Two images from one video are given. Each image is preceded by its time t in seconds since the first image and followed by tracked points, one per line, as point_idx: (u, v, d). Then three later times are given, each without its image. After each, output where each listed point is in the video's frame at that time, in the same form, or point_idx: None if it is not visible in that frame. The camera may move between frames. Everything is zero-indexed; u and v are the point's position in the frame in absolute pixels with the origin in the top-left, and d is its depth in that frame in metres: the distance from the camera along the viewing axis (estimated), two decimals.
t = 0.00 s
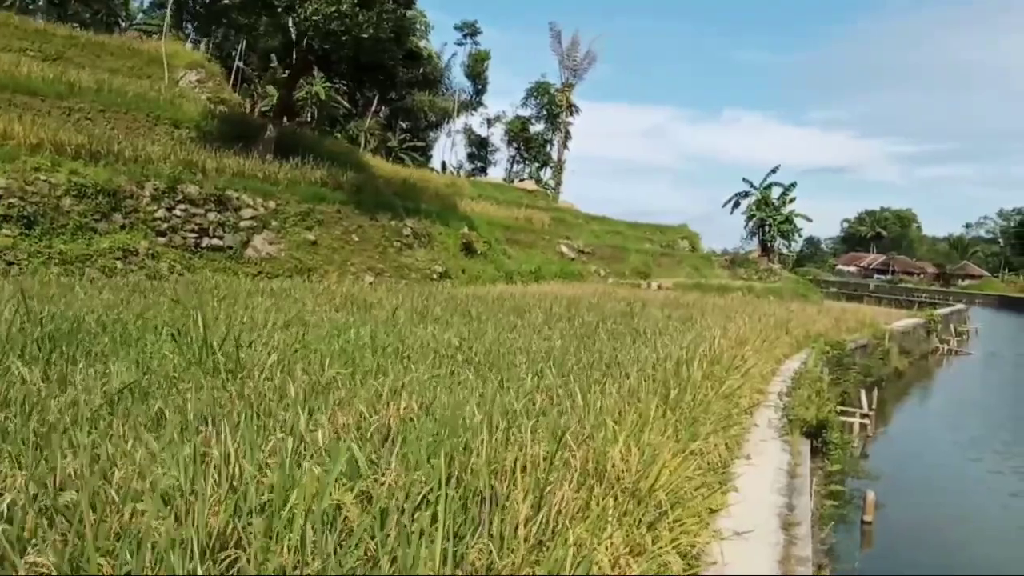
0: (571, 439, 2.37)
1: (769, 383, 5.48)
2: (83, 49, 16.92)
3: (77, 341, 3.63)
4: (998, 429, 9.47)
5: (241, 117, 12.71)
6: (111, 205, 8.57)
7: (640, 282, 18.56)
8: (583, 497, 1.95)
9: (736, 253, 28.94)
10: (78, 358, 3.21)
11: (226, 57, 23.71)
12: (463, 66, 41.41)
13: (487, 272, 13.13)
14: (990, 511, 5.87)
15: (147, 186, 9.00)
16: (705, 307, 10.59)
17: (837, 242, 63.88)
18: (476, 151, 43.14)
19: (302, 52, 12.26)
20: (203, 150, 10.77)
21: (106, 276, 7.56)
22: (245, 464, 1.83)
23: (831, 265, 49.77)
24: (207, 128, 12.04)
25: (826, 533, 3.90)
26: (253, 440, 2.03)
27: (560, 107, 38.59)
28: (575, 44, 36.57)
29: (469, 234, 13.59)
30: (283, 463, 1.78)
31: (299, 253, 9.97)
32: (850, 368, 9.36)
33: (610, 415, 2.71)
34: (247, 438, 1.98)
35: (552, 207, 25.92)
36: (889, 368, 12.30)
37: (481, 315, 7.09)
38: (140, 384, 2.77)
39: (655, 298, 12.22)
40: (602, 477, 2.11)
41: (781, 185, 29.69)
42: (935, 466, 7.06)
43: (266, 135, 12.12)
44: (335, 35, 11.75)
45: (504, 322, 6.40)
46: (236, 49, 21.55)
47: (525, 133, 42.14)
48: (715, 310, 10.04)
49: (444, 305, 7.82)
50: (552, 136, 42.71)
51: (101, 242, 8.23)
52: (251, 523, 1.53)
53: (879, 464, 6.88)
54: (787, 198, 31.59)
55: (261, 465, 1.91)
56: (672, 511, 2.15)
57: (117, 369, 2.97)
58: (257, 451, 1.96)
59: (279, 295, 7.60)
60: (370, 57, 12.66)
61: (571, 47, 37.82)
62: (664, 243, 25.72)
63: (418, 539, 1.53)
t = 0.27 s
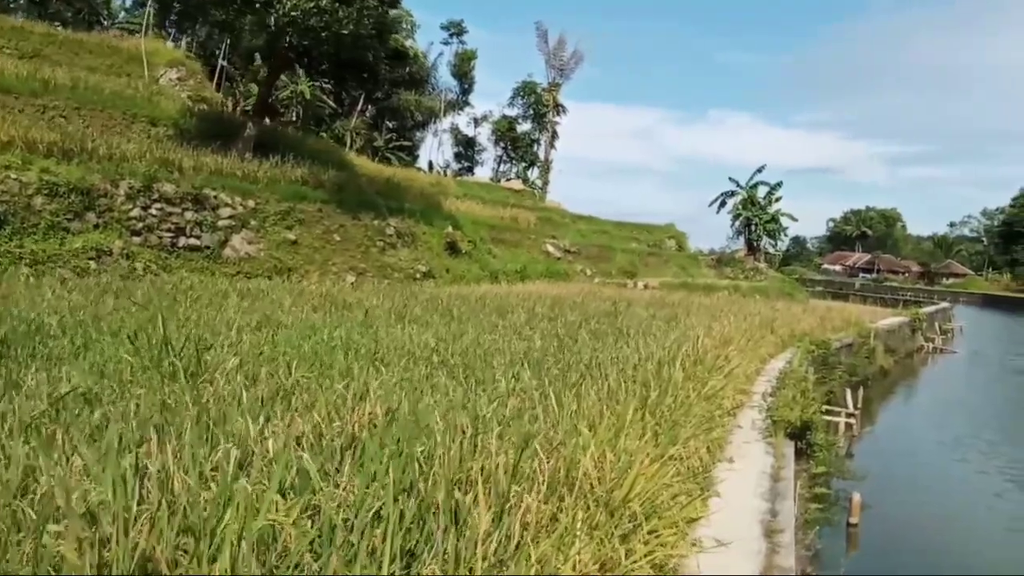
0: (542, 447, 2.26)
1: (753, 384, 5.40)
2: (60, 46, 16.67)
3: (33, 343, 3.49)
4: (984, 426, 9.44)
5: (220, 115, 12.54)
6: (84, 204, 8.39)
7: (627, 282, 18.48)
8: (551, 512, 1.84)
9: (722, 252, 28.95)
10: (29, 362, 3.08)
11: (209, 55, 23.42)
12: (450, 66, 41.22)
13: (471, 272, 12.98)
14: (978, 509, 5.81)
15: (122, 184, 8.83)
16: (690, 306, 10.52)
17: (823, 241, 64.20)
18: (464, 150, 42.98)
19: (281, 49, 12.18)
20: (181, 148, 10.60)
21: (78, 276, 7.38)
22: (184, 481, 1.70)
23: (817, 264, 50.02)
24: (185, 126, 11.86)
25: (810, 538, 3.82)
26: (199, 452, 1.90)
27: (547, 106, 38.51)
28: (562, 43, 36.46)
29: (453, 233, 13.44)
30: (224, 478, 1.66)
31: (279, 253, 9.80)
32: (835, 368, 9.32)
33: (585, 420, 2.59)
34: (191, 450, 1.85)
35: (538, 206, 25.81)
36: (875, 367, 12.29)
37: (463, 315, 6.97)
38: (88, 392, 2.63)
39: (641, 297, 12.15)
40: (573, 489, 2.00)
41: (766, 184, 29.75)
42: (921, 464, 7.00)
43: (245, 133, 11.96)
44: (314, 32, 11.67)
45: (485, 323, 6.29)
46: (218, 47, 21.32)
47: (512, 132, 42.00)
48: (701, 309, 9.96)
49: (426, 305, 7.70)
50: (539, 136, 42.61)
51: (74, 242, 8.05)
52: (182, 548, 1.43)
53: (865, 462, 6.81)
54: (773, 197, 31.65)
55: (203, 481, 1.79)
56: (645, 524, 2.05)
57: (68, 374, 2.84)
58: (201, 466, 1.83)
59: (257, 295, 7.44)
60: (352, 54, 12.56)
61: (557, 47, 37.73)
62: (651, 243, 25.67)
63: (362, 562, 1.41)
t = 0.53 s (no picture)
0: (518, 455, 2.16)
1: (739, 384, 5.33)
2: (39, 41, 16.38)
3: None
4: (969, 425, 9.43)
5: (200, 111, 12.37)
6: (58, 202, 8.21)
7: (614, 281, 18.40)
8: (525, 526, 1.74)
9: (709, 252, 28.95)
10: None
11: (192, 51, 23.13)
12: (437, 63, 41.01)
13: (457, 270, 12.84)
14: (965, 506, 5.76)
15: (97, 181, 8.66)
16: (677, 306, 10.45)
17: (809, 240, 64.49)
18: (451, 148, 42.79)
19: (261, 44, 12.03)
20: (159, 145, 10.43)
21: (50, 275, 7.20)
22: (127, 502, 1.59)
23: (803, 263, 50.21)
24: (165, 123, 11.68)
25: (795, 542, 3.74)
26: (150, 468, 1.79)
27: (534, 104, 38.39)
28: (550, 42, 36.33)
29: (438, 232, 13.29)
30: (170, 498, 1.54)
31: (259, 251, 9.64)
32: (822, 367, 9.27)
33: (565, 426, 2.50)
34: (140, 466, 1.74)
35: (525, 205, 25.69)
36: (861, 366, 12.28)
37: (446, 315, 6.85)
38: (41, 400, 2.50)
39: (628, 296, 12.06)
40: (548, 500, 1.91)
41: (753, 183, 29.77)
42: (907, 462, 6.96)
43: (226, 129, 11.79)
44: (294, 26, 11.60)
45: (468, 323, 6.18)
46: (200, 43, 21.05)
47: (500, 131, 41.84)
48: (687, 309, 9.89)
49: (408, 305, 7.57)
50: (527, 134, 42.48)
51: (47, 240, 7.86)
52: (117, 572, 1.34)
53: (852, 462, 6.76)
54: (760, 196, 31.69)
55: (152, 500, 1.67)
56: (624, 536, 1.95)
57: (24, 379, 2.72)
58: (150, 484, 1.72)
59: (235, 294, 7.28)
60: (333, 49, 12.44)
61: (545, 45, 37.60)
62: (638, 242, 25.62)
63: None
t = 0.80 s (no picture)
0: (488, 474, 2.02)
1: (722, 385, 5.24)
2: (9, 33, 16.01)
3: None
4: (950, 423, 9.41)
5: (175, 106, 12.13)
6: (24, 197, 7.97)
7: (596, 278, 18.31)
8: (490, 553, 1.61)
9: (691, 249, 28.95)
10: None
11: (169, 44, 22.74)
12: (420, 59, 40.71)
13: (438, 268, 12.66)
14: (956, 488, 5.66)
15: (66, 176, 8.43)
16: (659, 304, 10.37)
17: (791, 237, 64.87)
18: (434, 145, 42.52)
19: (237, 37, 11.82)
20: (132, 139, 10.19)
21: (14, 273, 6.97)
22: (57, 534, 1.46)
23: (785, 261, 50.47)
24: (138, 117, 11.43)
25: (778, 549, 3.65)
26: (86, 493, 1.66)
27: (518, 101, 38.21)
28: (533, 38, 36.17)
29: (419, 229, 13.10)
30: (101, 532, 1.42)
31: (234, 248, 9.44)
32: (804, 366, 9.22)
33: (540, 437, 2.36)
34: (74, 492, 1.61)
35: (508, 202, 25.52)
36: (842, 365, 12.27)
37: (424, 314, 6.68)
38: None
39: (611, 294, 11.96)
40: (519, 521, 1.78)
41: (735, 180, 29.80)
42: (892, 456, 6.90)
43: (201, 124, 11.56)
44: (269, 17, 11.43)
45: (446, 323, 6.03)
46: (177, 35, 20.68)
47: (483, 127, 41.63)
48: (670, 307, 9.80)
49: (385, 303, 7.40)
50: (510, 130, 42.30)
51: (13, 236, 7.62)
52: None
53: (835, 458, 6.68)
54: (742, 194, 31.75)
55: (86, 530, 1.55)
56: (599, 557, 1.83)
57: None
58: (84, 511, 1.59)
59: (207, 293, 7.09)
60: (310, 42, 12.27)
61: (528, 41, 37.42)
62: (621, 239, 25.56)
63: None
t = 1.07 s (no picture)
0: (456, 486, 1.91)
1: (706, 388, 5.16)
2: None
3: None
4: (935, 424, 9.39)
5: (153, 103, 11.94)
6: None
7: (582, 279, 18.23)
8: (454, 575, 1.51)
9: (677, 250, 28.95)
10: None
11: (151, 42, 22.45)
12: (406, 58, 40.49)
13: (422, 268, 12.52)
14: (941, 492, 5.60)
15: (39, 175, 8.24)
16: (644, 306, 10.28)
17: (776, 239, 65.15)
18: (420, 145, 42.31)
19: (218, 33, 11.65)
20: (108, 136, 10.00)
21: None
22: None
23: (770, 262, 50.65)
24: (115, 114, 11.23)
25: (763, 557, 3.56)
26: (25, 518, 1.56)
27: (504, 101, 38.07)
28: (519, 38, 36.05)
29: (403, 229, 12.94)
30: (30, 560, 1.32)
31: (213, 248, 9.27)
32: (789, 368, 9.16)
33: (515, 445, 2.24)
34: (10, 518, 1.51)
35: (494, 202, 25.41)
36: (827, 366, 12.24)
37: (406, 315, 6.56)
38: None
39: (595, 295, 11.86)
40: (488, 538, 1.68)
41: (721, 182, 29.86)
42: (878, 458, 6.84)
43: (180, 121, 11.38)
44: (249, 12, 11.32)
45: (426, 324, 5.90)
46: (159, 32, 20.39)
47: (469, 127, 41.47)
48: (655, 308, 9.72)
49: (365, 304, 7.26)
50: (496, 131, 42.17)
51: None
52: None
53: (821, 460, 6.62)
54: (727, 195, 31.79)
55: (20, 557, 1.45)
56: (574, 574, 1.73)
57: None
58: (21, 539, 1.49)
59: (182, 293, 6.92)
60: (292, 39, 12.13)
61: (515, 42, 37.29)
62: (607, 240, 25.50)
63: None
